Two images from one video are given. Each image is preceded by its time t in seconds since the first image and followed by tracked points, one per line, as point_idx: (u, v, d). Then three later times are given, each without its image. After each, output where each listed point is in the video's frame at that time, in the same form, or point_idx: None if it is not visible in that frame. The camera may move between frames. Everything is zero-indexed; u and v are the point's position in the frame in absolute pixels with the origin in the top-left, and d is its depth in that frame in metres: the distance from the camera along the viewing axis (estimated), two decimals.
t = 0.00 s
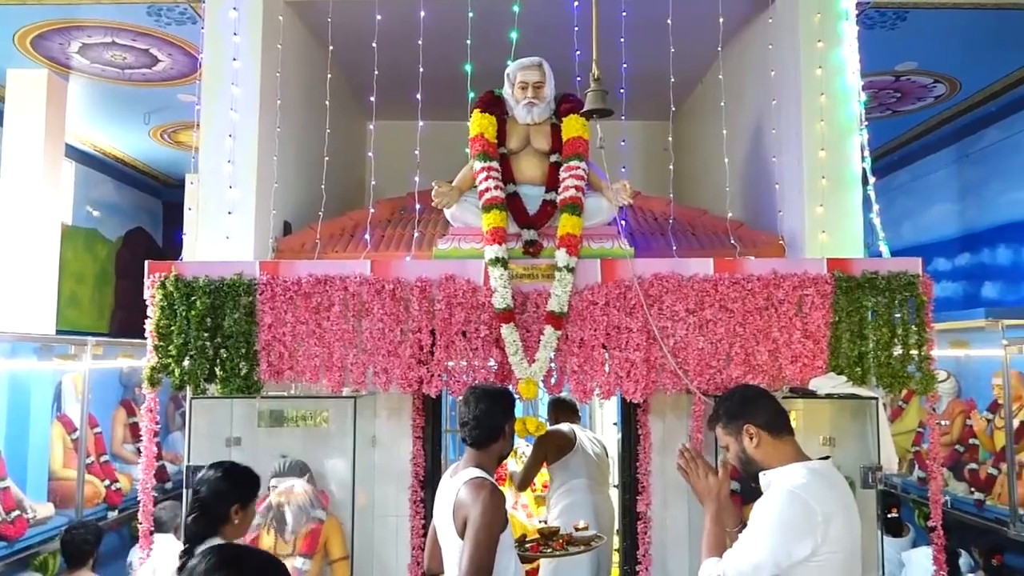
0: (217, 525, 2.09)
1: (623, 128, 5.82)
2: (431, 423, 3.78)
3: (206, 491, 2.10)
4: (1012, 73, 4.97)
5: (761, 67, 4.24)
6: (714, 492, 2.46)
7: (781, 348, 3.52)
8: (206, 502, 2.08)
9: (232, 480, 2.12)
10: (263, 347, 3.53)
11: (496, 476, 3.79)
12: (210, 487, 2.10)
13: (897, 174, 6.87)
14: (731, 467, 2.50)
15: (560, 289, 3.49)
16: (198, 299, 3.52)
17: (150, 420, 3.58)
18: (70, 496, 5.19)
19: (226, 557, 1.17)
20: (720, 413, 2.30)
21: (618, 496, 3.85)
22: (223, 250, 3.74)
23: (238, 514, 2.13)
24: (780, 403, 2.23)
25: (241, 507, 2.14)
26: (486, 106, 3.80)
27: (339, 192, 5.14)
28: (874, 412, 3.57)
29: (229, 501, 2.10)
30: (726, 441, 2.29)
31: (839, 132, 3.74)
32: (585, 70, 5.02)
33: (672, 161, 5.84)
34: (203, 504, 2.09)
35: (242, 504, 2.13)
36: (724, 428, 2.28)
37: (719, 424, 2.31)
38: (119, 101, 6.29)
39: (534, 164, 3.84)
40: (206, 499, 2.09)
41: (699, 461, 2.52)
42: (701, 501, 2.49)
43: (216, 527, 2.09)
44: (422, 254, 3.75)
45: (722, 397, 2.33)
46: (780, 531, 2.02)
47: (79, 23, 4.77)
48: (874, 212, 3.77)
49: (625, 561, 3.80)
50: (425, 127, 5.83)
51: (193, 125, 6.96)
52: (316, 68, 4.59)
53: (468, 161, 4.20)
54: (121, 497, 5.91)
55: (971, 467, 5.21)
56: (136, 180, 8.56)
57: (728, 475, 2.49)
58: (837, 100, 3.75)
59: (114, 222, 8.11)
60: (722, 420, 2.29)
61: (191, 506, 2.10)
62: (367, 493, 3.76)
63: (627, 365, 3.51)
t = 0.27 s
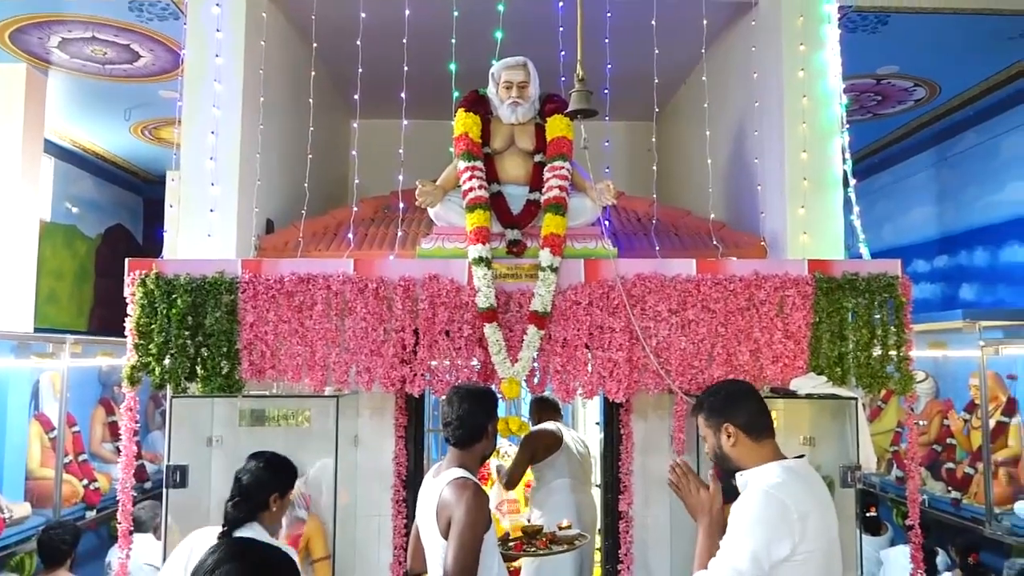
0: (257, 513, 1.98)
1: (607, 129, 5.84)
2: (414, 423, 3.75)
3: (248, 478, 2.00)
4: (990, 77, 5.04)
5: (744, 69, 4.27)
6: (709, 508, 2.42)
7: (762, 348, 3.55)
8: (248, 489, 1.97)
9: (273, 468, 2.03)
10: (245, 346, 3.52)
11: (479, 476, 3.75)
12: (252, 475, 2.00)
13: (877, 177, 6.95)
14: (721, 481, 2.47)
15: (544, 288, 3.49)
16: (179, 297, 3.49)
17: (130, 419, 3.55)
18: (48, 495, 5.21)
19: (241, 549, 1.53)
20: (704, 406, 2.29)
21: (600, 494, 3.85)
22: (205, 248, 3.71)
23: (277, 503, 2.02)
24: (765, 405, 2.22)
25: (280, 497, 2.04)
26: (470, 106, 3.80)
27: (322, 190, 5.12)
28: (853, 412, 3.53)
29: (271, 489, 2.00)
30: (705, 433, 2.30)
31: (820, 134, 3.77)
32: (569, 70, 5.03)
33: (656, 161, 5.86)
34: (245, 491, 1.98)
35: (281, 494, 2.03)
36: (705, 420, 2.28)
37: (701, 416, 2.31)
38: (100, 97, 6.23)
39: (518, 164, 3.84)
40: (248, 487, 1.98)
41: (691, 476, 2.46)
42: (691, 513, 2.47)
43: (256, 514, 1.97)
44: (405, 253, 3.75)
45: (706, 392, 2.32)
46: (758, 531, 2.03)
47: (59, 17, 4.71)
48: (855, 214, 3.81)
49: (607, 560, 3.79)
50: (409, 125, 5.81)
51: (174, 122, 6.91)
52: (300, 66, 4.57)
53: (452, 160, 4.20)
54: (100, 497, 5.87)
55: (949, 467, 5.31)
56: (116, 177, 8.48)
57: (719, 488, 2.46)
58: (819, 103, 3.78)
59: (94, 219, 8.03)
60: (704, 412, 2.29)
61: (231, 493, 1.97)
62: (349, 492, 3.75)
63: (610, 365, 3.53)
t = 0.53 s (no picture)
0: (276, 505, 2.08)
1: (590, 129, 5.86)
2: (395, 422, 3.74)
3: (266, 473, 2.10)
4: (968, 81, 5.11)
5: (727, 70, 4.30)
6: (700, 510, 2.42)
7: (743, 348, 3.58)
8: (266, 483, 2.07)
9: (290, 463, 2.11)
10: (226, 345, 3.49)
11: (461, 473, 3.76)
12: (270, 470, 2.09)
13: (857, 178, 7.02)
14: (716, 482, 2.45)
15: (527, 288, 3.49)
16: (159, 295, 3.45)
17: (109, 418, 3.52)
18: (24, 495, 5.12)
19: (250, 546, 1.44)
20: (687, 401, 2.30)
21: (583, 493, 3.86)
22: (185, 246, 3.68)
23: (292, 496, 2.12)
24: (747, 405, 2.23)
25: (295, 490, 2.14)
26: (454, 104, 3.79)
27: (304, 188, 5.09)
28: (832, 411, 3.64)
29: (288, 483, 2.10)
30: (686, 429, 2.31)
31: (801, 136, 3.80)
32: (553, 70, 5.04)
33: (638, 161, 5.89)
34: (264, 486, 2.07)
35: (297, 487, 2.13)
36: (687, 416, 2.29)
37: (683, 412, 2.32)
38: (78, 92, 6.16)
39: (502, 163, 3.84)
40: (267, 481, 2.07)
41: (688, 475, 2.46)
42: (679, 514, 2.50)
43: (274, 506, 2.07)
44: (388, 252, 3.74)
45: (690, 389, 2.33)
46: (737, 530, 2.04)
47: (37, 11, 4.65)
48: (835, 215, 3.85)
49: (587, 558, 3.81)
50: (392, 124, 5.80)
51: (154, 118, 6.84)
52: (282, 63, 4.54)
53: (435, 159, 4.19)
54: (77, 496, 5.81)
55: (926, 465, 5.39)
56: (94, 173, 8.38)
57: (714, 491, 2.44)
58: (800, 105, 3.82)
59: (72, 215, 7.94)
60: (687, 407, 2.30)
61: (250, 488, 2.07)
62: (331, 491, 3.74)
63: (592, 364, 3.54)
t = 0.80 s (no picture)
0: (271, 498, 2.31)
1: (566, 128, 5.88)
2: (370, 421, 3.72)
3: (262, 470, 2.31)
4: (939, 86, 5.18)
5: (702, 72, 4.33)
6: (671, 508, 2.46)
7: (717, 347, 3.61)
8: (262, 478, 2.29)
9: (284, 458, 2.35)
10: (198, 342, 3.46)
11: (433, 473, 3.69)
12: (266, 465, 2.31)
13: (830, 180, 7.10)
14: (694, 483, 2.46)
15: (502, 286, 3.49)
16: (130, 292, 3.41)
17: (78, 416, 3.47)
18: None
19: (269, 549, 1.23)
20: (660, 400, 2.31)
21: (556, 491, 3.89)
22: (157, 242, 3.63)
23: (286, 489, 2.35)
24: (720, 406, 2.25)
25: (288, 483, 2.38)
26: (431, 102, 3.78)
27: (279, 184, 5.05)
28: (804, 410, 3.72)
29: (281, 478, 2.32)
30: (658, 428, 2.33)
31: (775, 138, 3.84)
32: (530, 69, 5.05)
33: (615, 161, 5.91)
34: (260, 480, 2.29)
35: (290, 480, 2.36)
36: (659, 415, 2.31)
37: (655, 411, 2.34)
38: (48, 85, 6.05)
39: (478, 161, 3.85)
40: (263, 476, 2.29)
41: (666, 472, 2.48)
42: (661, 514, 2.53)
43: (270, 499, 2.29)
44: (363, 249, 3.72)
45: (663, 387, 2.34)
46: (705, 529, 2.06)
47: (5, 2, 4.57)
48: (808, 216, 3.89)
49: (562, 556, 3.83)
50: (368, 120, 5.77)
51: (125, 112, 6.75)
52: (257, 58, 4.50)
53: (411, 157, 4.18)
54: (45, 496, 5.71)
55: (894, 463, 5.43)
56: (64, 167, 8.24)
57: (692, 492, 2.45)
58: (774, 107, 3.86)
59: (40, 210, 7.81)
60: (659, 406, 2.31)
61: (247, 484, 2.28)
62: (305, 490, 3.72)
63: (568, 363, 3.55)
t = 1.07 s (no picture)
0: (261, 495, 2.37)
1: (549, 126, 5.88)
2: (351, 419, 3.70)
3: (249, 467, 2.37)
4: (916, 88, 5.23)
5: (683, 71, 4.35)
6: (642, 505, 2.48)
7: (697, 346, 3.63)
8: (251, 475, 2.35)
9: (271, 456, 2.41)
10: (177, 340, 3.43)
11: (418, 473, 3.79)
12: (255, 463, 2.38)
13: (809, 179, 7.16)
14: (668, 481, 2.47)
15: (484, 284, 3.50)
16: (108, 289, 3.38)
17: (54, 415, 3.43)
18: None
19: (311, 562, 1.26)
20: (632, 398, 2.33)
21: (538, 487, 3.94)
22: (135, 239, 3.60)
23: (275, 486, 2.42)
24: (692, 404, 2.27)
25: (277, 481, 2.44)
26: (412, 99, 3.78)
27: (259, 181, 5.02)
28: (784, 407, 3.81)
29: (268, 475, 2.38)
30: (631, 427, 2.34)
31: (755, 138, 3.87)
32: (512, 67, 5.04)
33: (597, 160, 5.93)
34: (249, 479, 2.35)
35: (279, 477, 2.43)
36: (632, 414, 2.32)
37: (628, 410, 2.35)
38: (23, 79, 5.97)
39: (460, 159, 3.84)
40: (252, 474, 2.36)
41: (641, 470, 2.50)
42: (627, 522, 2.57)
43: (259, 496, 2.36)
44: (345, 247, 3.70)
45: (636, 386, 2.36)
46: (674, 527, 2.07)
47: None
48: (787, 216, 3.93)
49: (544, 556, 3.83)
50: (350, 117, 5.74)
51: (102, 107, 6.67)
52: (237, 54, 4.46)
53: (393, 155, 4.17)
54: (20, 496, 5.64)
55: (872, 461, 5.54)
56: (39, 163, 8.13)
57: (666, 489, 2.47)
58: (754, 107, 3.88)
59: (15, 206, 7.70)
60: (632, 405, 2.32)
61: (234, 480, 2.35)
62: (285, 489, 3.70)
63: (549, 361, 3.56)
